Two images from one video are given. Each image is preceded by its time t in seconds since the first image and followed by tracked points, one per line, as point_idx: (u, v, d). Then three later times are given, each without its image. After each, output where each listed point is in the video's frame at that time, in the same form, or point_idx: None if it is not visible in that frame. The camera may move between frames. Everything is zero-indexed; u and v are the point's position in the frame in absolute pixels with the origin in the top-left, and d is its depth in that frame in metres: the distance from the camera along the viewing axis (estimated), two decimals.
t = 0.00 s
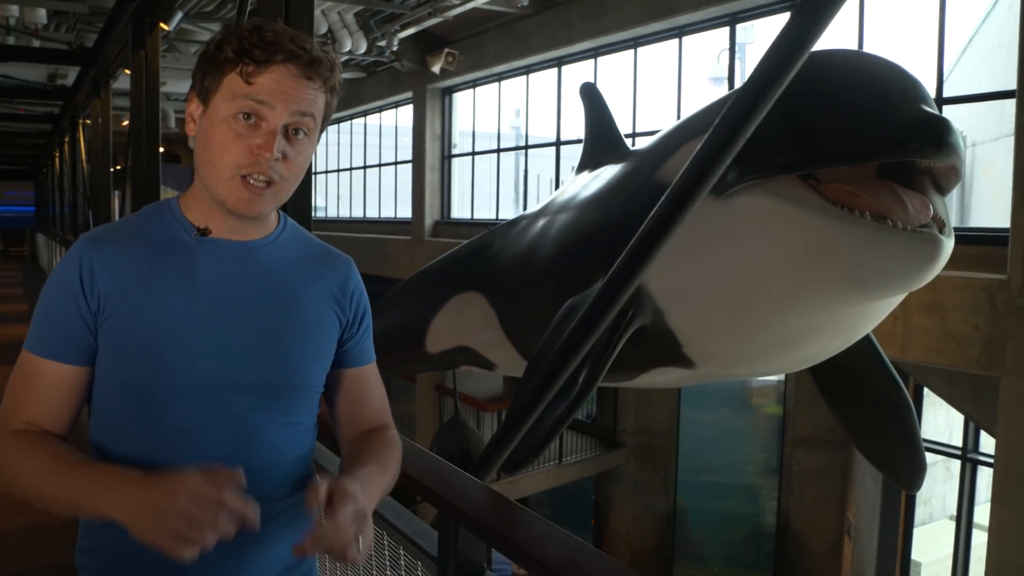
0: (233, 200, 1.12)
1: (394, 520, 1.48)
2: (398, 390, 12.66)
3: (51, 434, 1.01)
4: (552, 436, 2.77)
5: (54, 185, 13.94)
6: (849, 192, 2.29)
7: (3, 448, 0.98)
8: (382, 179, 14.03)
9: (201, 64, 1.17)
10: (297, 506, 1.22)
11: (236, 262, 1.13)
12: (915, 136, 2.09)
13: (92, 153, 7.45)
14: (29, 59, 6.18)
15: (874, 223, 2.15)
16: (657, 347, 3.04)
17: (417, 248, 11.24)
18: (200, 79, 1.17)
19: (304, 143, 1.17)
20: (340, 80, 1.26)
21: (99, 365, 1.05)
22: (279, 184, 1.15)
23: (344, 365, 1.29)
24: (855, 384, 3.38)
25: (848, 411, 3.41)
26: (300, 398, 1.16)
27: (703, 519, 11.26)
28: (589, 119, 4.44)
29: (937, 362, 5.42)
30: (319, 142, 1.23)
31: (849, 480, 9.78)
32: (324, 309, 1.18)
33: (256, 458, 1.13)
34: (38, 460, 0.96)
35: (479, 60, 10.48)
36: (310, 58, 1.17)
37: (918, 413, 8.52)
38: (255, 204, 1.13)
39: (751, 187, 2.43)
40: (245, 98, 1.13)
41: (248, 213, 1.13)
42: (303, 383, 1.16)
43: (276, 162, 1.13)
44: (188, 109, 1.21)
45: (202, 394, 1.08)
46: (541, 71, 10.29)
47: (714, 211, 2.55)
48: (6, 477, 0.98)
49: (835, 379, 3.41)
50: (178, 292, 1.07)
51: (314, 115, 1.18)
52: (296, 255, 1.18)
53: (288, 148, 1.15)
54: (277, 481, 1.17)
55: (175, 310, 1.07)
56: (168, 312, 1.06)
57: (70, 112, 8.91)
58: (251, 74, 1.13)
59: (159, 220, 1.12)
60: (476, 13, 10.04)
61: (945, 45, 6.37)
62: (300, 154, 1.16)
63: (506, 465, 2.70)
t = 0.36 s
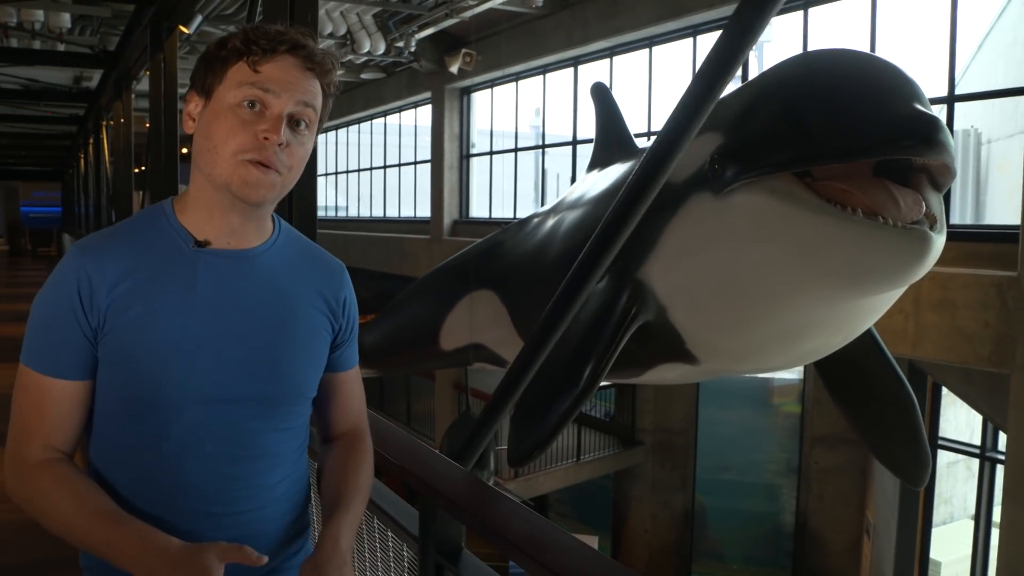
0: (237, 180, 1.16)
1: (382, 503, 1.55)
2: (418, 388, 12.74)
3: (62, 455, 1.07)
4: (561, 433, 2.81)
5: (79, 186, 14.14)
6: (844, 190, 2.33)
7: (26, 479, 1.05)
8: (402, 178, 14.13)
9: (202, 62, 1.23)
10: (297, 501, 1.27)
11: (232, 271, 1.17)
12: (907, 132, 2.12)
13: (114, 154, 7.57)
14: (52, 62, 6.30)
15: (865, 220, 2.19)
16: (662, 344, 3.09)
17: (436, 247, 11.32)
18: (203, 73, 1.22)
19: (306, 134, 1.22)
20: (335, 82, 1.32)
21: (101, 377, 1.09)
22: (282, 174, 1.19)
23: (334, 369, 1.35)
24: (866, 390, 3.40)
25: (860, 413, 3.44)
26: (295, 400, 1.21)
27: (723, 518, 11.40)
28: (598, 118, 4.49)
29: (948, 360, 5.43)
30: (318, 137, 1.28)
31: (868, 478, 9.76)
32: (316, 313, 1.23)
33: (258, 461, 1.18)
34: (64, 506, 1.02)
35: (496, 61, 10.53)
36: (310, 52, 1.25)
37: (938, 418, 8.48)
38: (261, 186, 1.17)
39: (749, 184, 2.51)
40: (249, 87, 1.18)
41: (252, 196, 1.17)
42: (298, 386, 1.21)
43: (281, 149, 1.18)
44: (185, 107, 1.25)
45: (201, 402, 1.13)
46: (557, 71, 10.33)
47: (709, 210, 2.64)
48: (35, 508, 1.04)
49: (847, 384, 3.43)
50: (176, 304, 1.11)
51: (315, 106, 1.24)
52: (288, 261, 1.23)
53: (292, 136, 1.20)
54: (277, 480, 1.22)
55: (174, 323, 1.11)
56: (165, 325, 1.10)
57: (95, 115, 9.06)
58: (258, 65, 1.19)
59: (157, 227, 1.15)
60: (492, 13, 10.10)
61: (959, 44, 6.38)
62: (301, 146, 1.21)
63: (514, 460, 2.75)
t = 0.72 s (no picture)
0: (242, 181, 1.17)
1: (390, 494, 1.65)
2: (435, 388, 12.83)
3: (84, 480, 1.05)
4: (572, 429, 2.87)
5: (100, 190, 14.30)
6: (842, 188, 2.39)
7: (46, 510, 1.02)
8: (419, 179, 14.24)
9: (187, 64, 1.21)
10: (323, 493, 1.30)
11: (244, 273, 1.18)
12: (901, 132, 2.17)
13: (135, 159, 7.69)
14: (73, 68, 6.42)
15: (862, 219, 2.24)
16: (669, 342, 3.15)
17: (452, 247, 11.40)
18: (193, 73, 1.21)
19: (304, 125, 1.23)
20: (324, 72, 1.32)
21: (122, 394, 1.09)
22: (287, 168, 1.19)
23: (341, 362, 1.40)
24: (874, 388, 3.44)
25: (869, 411, 3.47)
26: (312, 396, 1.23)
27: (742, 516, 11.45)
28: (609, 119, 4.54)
29: (959, 356, 5.44)
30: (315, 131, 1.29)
31: (885, 475, 9.75)
32: (324, 307, 1.25)
33: (289, 457, 1.21)
34: (98, 532, 1.01)
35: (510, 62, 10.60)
36: (299, 42, 1.24)
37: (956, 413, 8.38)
38: (265, 182, 1.18)
39: (749, 183, 2.57)
40: (244, 85, 1.18)
41: (256, 196, 1.18)
42: (314, 381, 1.23)
43: (284, 144, 1.18)
44: (175, 109, 1.25)
45: (227, 406, 1.14)
46: (571, 71, 10.39)
47: (710, 206, 2.72)
48: (62, 542, 1.02)
49: (855, 381, 3.47)
50: (195, 313, 1.12)
51: (310, 98, 1.25)
52: (295, 258, 1.25)
53: (292, 129, 1.20)
54: (309, 475, 1.25)
55: (194, 329, 1.11)
56: (186, 334, 1.11)
57: (116, 119, 9.18)
58: (249, 62, 1.19)
59: (162, 234, 1.15)
60: (506, 14, 10.19)
61: (972, 40, 6.40)
62: (301, 139, 1.22)
63: (525, 456, 2.82)
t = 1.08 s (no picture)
0: (235, 181, 1.02)
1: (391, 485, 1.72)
2: (440, 391, 12.89)
3: (101, 498, 0.89)
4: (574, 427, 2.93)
5: (106, 198, 14.39)
6: (835, 189, 2.44)
7: (54, 532, 0.86)
8: (422, 184, 14.33)
9: (167, 65, 1.08)
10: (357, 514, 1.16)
11: (260, 271, 1.05)
12: (889, 134, 2.23)
13: (140, 167, 7.77)
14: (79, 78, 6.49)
15: (853, 220, 2.31)
16: (669, 343, 3.20)
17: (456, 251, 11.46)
18: (170, 78, 1.08)
19: (291, 111, 1.07)
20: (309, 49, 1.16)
21: (142, 409, 0.95)
22: (277, 159, 1.04)
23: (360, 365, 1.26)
24: (873, 386, 3.50)
25: (868, 408, 3.52)
26: (343, 399, 1.09)
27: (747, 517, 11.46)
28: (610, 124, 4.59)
29: (957, 355, 5.49)
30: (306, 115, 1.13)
31: (890, 475, 9.78)
32: (345, 305, 1.12)
33: (325, 470, 1.07)
34: (122, 540, 0.84)
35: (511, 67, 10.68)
36: (270, 22, 1.08)
37: (957, 414, 8.45)
38: (258, 178, 1.03)
39: (746, 185, 2.62)
40: (220, 78, 1.03)
41: (250, 194, 1.03)
42: (344, 382, 1.09)
43: (268, 134, 1.03)
44: (164, 120, 1.13)
45: (259, 414, 1.00)
46: (572, 76, 10.47)
47: (706, 210, 2.78)
48: (78, 565, 0.85)
49: (854, 380, 3.53)
50: (217, 314, 0.98)
51: (293, 80, 1.08)
52: (311, 257, 1.11)
53: (275, 117, 1.04)
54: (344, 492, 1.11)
55: (217, 332, 0.98)
56: (208, 340, 0.97)
57: (121, 127, 9.24)
58: (217, 54, 1.04)
59: (167, 242, 1.01)
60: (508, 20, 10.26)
61: (970, 40, 6.45)
62: (290, 124, 1.06)
63: (528, 456, 2.88)
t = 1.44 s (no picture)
0: (259, 183, 1.05)
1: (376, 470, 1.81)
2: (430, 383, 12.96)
3: (108, 482, 0.97)
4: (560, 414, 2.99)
5: (96, 192, 14.41)
6: (811, 181, 2.54)
7: (71, 517, 0.94)
8: (412, 177, 14.37)
9: (172, 69, 1.09)
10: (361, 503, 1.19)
11: (270, 265, 1.07)
12: (864, 128, 2.31)
13: (132, 160, 7.81)
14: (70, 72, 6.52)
15: (824, 210, 2.40)
16: (651, 333, 3.30)
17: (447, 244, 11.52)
18: (178, 81, 1.08)
19: (301, 106, 1.08)
20: (309, 39, 1.15)
21: (148, 394, 0.99)
22: (296, 156, 1.07)
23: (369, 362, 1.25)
24: (854, 376, 3.58)
25: (849, 398, 3.60)
26: (349, 390, 1.13)
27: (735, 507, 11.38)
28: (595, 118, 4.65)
29: (938, 344, 5.58)
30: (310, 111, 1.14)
31: (876, 464, 9.90)
32: (354, 298, 1.14)
33: (327, 460, 1.10)
34: (135, 542, 0.92)
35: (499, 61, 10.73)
36: (271, 16, 1.07)
37: (941, 401, 8.54)
38: (280, 178, 1.06)
39: (724, 178, 2.70)
40: (231, 84, 1.04)
41: (277, 192, 1.07)
42: (350, 376, 1.12)
43: (286, 135, 1.05)
44: (171, 120, 1.12)
45: (262, 402, 1.04)
46: (561, 69, 10.53)
47: (687, 201, 2.85)
48: (82, 548, 0.94)
49: (835, 370, 3.62)
50: (223, 305, 1.02)
51: (300, 74, 1.08)
52: (321, 252, 1.13)
53: (289, 116, 1.06)
54: (346, 479, 1.14)
55: (224, 323, 1.01)
56: (212, 329, 1.01)
57: (111, 122, 9.27)
58: (225, 61, 1.04)
59: (180, 231, 1.05)
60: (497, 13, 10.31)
61: (954, 34, 6.52)
62: (302, 119, 1.07)
63: (514, 441, 2.95)
